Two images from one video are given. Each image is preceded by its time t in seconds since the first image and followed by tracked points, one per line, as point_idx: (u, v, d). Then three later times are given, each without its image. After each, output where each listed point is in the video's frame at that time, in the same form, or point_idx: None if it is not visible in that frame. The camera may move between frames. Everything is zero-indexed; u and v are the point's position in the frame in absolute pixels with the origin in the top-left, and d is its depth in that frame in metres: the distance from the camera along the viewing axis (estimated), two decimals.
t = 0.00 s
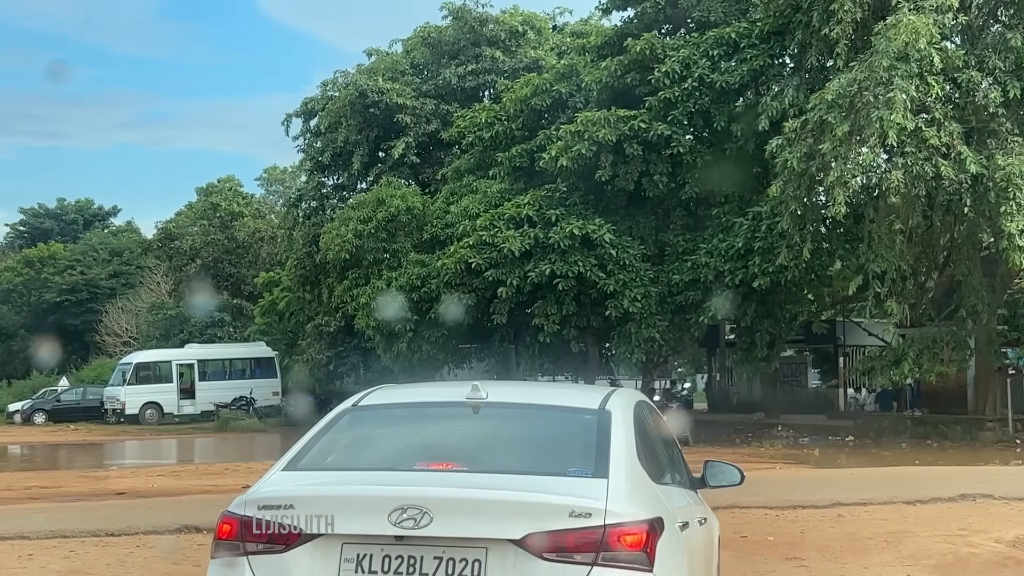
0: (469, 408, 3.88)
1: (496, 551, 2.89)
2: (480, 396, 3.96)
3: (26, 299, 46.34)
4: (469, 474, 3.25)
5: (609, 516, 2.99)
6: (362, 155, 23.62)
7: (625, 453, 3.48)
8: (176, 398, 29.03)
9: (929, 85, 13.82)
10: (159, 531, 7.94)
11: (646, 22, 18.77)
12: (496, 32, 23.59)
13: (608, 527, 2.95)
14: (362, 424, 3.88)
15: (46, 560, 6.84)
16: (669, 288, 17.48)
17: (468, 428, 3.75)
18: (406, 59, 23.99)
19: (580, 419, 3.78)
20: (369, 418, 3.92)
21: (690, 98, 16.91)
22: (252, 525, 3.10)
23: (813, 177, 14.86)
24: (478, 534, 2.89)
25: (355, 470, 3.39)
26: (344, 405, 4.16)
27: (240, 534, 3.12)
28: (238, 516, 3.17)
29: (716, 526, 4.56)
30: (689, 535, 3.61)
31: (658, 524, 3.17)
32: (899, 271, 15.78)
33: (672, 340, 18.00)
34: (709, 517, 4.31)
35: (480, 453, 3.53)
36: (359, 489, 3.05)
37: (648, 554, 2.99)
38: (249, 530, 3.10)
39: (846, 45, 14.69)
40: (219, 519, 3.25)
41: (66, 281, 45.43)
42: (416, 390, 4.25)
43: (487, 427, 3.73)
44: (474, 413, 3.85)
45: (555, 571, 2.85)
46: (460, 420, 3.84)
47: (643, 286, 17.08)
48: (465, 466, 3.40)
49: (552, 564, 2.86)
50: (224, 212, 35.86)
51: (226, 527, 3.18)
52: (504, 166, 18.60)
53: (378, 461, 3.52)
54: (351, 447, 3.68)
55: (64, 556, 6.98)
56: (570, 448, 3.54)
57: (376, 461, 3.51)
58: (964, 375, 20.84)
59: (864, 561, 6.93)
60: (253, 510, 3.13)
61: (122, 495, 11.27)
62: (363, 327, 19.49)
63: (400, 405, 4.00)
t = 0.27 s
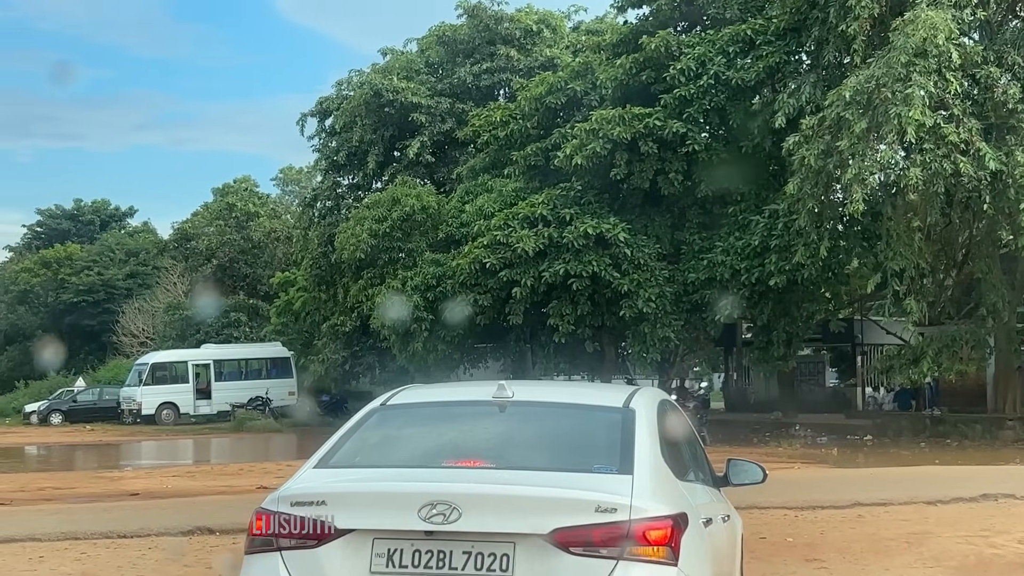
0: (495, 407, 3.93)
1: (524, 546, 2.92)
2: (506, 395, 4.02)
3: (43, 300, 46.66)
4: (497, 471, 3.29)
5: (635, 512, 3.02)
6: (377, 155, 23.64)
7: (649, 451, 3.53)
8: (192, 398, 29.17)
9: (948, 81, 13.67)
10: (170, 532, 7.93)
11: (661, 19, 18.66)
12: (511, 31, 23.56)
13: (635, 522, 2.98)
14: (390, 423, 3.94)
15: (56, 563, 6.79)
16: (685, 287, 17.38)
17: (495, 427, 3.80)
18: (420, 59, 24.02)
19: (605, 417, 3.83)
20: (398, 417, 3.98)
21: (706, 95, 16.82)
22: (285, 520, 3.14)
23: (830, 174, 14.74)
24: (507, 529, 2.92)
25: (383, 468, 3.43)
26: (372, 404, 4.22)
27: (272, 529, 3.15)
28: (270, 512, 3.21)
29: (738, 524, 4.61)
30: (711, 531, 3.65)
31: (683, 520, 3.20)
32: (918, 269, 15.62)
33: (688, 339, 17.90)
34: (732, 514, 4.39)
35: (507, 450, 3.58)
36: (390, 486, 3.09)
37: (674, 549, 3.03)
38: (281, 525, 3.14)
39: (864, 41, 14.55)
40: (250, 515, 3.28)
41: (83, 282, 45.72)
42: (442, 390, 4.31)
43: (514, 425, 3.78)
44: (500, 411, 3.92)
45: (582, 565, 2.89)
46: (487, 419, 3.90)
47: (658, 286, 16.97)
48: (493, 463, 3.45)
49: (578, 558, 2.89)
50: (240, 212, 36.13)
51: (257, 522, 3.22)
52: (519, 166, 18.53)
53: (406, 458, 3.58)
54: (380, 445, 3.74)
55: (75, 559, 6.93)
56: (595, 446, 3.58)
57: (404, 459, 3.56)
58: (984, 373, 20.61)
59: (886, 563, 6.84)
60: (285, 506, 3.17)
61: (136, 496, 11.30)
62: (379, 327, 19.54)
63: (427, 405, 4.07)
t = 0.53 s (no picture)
0: (523, 406, 4.03)
1: (552, 539, 3.03)
2: (534, 395, 4.12)
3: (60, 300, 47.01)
4: (525, 467, 3.39)
5: (660, 507, 3.13)
6: (393, 154, 23.67)
7: (674, 448, 3.61)
8: (209, 398, 29.32)
9: (967, 77, 13.53)
10: (188, 533, 7.98)
11: (678, 17, 18.63)
12: (527, 29, 23.50)
13: (660, 517, 3.09)
14: (421, 421, 4.05)
15: (68, 564, 6.75)
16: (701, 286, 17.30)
17: (523, 425, 3.90)
18: (436, 57, 24.05)
19: (630, 415, 3.92)
20: (429, 416, 4.08)
21: (722, 92, 16.71)
22: (320, 516, 3.26)
23: (848, 172, 14.63)
24: (536, 523, 3.03)
25: (414, 464, 3.53)
26: (404, 403, 4.33)
27: (308, 524, 3.27)
28: (305, 507, 3.33)
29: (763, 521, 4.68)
30: (734, 526, 3.73)
31: (707, 514, 3.30)
32: (938, 267, 15.48)
33: (705, 338, 17.83)
34: (757, 511, 4.46)
35: (535, 447, 3.68)
36: (422, 482, 3.21)
37: (698, 543, 3.14)
38: (317, 520, 3.26)
39: (882, 37, 14.42)
40: (287, 510, 3.40)
41: (101, 283, 46.03)
42: (471, 389, 4.41)
43: (542, 423, 3.88)
44: (528, 410, 4.02)
45: (609, 559, 2.99)
46: (514, 418, 4.00)
47: (674, 285, 16.87)
48: (521, 460, 3.55)
49: (606, 552, 3.00)
50: (255, 213, 36.71)
51: (294, 518, 3.35)
52: (535, 165, 18.47)
53: (437, 454, 3.68)
54: (412, 442, 3.85)
55: (87, 560, 6.90)
56: (621, 443, 3.67)
57: (434, 455, 3.66)
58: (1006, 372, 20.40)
59: (907, 564, 6.80)
60: (320, 501, 3.29)
61: (151, 496, 11.36)
62: (396, 327, 19.60)
63: (457, 404, 4.17)
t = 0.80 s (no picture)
0: (552, 403, 4.02)
1: (581, 536, 3.02)
2: (563, 392, 4.10)
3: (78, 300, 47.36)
4: (555, 465, 3.38)
5: (688, 504, 3.13)
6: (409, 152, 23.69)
7: (703, 446, 3.58)
8: (225, 397, 29.42)
9: (987, 72, 13.38)
10: (201, 533, 7.96)
11: (694, 13, 18.58)
12: (543, 26, 23.45)
13: (688, 514, 3.09)
14: (451, 418, 4.05)
15: (78, 566, 6.68)
16: (719, 283, 17.19)
17: (552, 422, 3.88)
18: (451, 55, 24.06)
19: (659, 412, 3.88)
20: (457, 415, 4.07)
21: (739, 88, 16.59)
22: (354, 511, 3.29)
23: (867, 168, 14.49)
24: (565, 520, 3.03)
25: (444, 461, 3.53)
26: (434, 400, 4.33)
27: (342, 520, 3.31)
28: (340, 503, 3.36)
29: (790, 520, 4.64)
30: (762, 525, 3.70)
31: (734, 512, 3.29)
32: (958, 263, 15.32)
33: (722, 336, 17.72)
34: (784, 509, 4.43)
35: (563, 445, 3.66)
36: (453, 479, 3.22)
37: (725, 540, 3.13)
38: (351, 515, 3.28)
39: (901, 33, 14.28)
40: (322, 506, 3.44)
41: (118, 282, 46.31)
42: (501, 387, 4.41)
43: (571, 420, 3.86)
44: (557, 408, 3.98)
45: (636, 556, 2.99)
46: (542, 416, 3.97)
47: (691, 282, 16.75)
48: (551, 457, 3.54)
49: (634, 549, 3.00)
50: (273, 212, 37.08)
51: (328, 514, 3.38)
52: (551, 162, 18.37)
53: (466, 451, 3.68)
54: (442, 439, 3.85)
55: (97, 562, 6.85)
56: (649, 441, 3.64)
57: (465, 452, 3.64)
58: None
59: (931, 566, 6.70)
60: (354, 498, 3.32)
61: (165, 496, 11.37)
62: (412, 326, 19.64)
63: (487, 401, 4.16)
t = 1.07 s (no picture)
0: (585, 400, 4.06)
1: (616, 532, 3.07)
2: (596, 389, 4.15)
3: (98, 297, 47.79)
4: (590, 461, 3.43)
5: (721, 501, 3.17)
6: (426, 149, 23.69)
7: (734, 444, 3.63)
8: (243, 395, 29.54)
9: (1010, 66, 13.18)
10: (218, 531, 7.97)
11: (713, 8, 18.47)
12: (561, 22, 23.36)
13: (722, 510, 3.13)
14: (486, 415, 4.11)
15: (90, 566, 6.64)
16: (738, 279, 17.05)
17: (585, 420, 3.94)
18: (469, 52, 24.06)
19: (692, 410, 3.93)
20: (491, 413, 4.12)
21: (759, 84, 16.43)
22: (391, 506, 3.35)
23: (889, 164, 14.27)
24: (600, 515, 3.08)
25: (481, 457, 3.60)
26: (468, 397, 4.39)
27: (379, 514, 3.37)
28: (377, 498, 3.42)
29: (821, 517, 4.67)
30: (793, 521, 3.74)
31: (766, 508, 3.34)
32: (981, 259, 15.15)
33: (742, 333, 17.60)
34: (815, 507, 4.47)
35: (597, 442, 3.71)
36: (488, 474, 3.28)
37: (758, 536, 3.18)
38: (389, 510, 3.35)
39: (923, 27, 14.11)
40: (359, 500, 3.51)
41: (137, 279, 46.61)
42: (534, 385, 4.46)
43: (605, 418, 3.91)
44: (590, 406, 4.03)
45: (671, 551, 3.04)
46: (575, 413, 4.01)
47: (711, 278, 16.63)
48: (585, 454, 3.60)
49: (668, 544, 3.05)
50: (290, 209, 37.16)
51: (366, 509, 3.45)
52: (568, 159, 18.25)
53: (501, 448, 3.74)
54: (477, 435, 3.91)
55: (110, 562, 6.80)
56: (683, 439, 3.69)
57: (501, 449, 3.71)
58: None
59: (958, 567, 6.60)
60: (391, 492, 3.38)
61: (180, 494, 11.40)
62: (429, 323, 19.69)
63: (521, 398, 4.22)
